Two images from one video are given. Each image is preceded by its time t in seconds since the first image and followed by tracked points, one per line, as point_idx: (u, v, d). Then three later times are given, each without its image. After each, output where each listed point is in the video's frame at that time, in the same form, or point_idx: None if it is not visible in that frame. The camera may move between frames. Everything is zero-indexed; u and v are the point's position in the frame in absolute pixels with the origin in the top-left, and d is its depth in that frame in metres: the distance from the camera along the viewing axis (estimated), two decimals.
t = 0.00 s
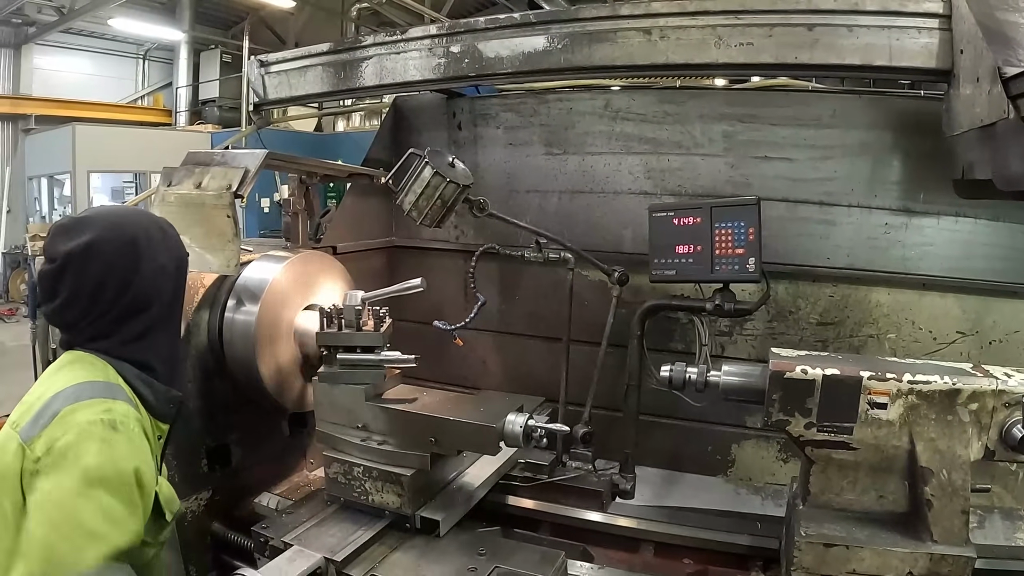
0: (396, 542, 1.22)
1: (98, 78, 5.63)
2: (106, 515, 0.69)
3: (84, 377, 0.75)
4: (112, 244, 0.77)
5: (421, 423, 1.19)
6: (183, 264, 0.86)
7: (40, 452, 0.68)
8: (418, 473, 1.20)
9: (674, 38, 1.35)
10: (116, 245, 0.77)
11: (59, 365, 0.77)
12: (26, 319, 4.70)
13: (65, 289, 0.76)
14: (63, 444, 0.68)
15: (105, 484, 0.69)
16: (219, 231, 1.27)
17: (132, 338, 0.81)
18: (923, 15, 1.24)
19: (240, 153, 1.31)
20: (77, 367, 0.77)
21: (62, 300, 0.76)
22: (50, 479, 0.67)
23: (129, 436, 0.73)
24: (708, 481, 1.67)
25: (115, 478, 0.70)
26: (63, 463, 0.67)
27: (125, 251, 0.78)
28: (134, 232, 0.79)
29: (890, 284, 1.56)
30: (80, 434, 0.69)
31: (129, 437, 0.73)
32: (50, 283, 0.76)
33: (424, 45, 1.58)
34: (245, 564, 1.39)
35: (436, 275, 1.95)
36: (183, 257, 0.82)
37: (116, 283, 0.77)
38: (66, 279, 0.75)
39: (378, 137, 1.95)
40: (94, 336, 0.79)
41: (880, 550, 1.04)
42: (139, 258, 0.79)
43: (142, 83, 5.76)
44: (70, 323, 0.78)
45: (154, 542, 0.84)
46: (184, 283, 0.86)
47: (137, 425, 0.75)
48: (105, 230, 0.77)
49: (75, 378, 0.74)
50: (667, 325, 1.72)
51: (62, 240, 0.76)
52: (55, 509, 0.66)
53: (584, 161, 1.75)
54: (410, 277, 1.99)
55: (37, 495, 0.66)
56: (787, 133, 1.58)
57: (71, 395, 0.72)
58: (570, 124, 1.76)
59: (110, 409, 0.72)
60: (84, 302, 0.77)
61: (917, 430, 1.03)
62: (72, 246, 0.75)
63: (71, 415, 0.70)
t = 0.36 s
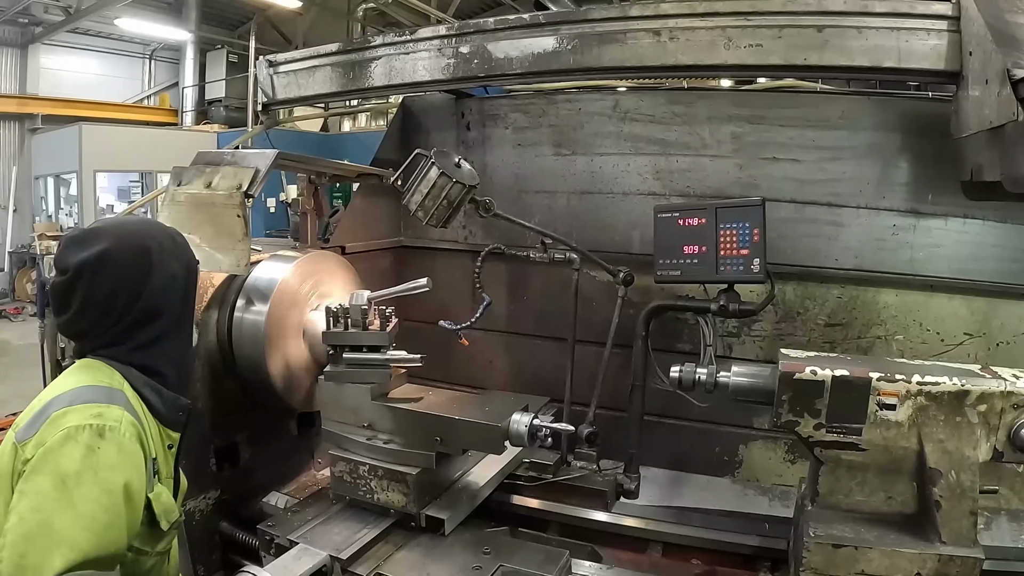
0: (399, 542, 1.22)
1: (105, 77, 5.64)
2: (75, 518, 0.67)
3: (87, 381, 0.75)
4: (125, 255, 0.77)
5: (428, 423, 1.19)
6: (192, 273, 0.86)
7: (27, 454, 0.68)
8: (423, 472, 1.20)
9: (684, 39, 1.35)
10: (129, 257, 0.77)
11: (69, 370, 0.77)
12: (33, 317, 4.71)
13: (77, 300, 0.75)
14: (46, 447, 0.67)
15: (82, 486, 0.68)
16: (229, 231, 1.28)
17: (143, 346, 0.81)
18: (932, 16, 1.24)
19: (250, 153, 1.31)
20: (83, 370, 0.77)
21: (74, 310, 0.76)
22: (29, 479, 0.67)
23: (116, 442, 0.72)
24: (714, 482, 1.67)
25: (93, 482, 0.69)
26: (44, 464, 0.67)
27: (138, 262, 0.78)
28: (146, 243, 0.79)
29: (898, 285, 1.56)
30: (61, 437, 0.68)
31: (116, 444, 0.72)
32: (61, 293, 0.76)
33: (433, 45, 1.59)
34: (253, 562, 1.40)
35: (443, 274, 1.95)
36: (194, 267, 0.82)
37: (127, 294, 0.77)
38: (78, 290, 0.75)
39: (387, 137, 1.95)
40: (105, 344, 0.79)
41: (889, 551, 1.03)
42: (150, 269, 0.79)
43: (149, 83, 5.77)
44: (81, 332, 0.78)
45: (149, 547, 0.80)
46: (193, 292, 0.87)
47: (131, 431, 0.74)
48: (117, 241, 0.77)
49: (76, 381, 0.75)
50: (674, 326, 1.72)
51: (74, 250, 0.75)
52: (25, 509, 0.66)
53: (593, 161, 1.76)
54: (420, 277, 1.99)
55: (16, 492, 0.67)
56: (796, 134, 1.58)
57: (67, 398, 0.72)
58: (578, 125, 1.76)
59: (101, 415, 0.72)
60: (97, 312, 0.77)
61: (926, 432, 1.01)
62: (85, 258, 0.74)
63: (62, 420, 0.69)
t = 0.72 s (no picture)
0: (405, 543, 1.22)
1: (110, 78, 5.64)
2: (104, 533, 0.68)
3: (96, 388, 0.74)
4: (133, 255, 0.75)
5: (434, 423, 1.19)
6: (203, 273, 0.85)
7: (43, 469, 0.67)
8: (430, 473, 1.20)
9: (692, 42, 1.36)
10: (136, 257, 0.76)
11: (77, 375, 0.76)
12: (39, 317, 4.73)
13: (85, 301, 0.75)
14: (66, 464, 0.67)
15: (107, 502, 0.69)
16: (238, 232, 1.28)
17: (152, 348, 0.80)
18: (938, 19, 1.24)
19: (259, 154, 1.31)
20: (90, 376, 0.76)
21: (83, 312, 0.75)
22: (52, 498, 0.66)
23: (135, 454, 0.71)
24: (720, 484, 1.67)
25: (118, 496, 0.69)
26: (65, 482, 0.67)
27: (146, 263, 0.77)
28: (154, 242, 0.78)
29: (905, 288, 1.57)
30: (80, 452, 0.68)
31: (135, 456, 0.71)
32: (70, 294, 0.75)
33: (440, 47, 1.59)
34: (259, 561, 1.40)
35: (449, 276, 1.96)
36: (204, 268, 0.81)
37: (136, 295, 0.76)
38: (86, 290, 0.74)
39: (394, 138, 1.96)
40: (116, 345, 0.78)
41: (896, 552, 1.02)
42: (159, 269, 0.78)
43: (155, 84, 5.78)
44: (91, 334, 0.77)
45: (161, 555, 0.79)
46: (204, 292, 0.85)
47: (146, 440, 0.73)
48: (125, 241, 0.75)
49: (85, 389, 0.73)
50: (680, 327, 1.72)
51: (82, 251, 0.74)
52: (53, 530, 0.66)
53: (600, 163, 1.76)
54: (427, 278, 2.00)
55: (38, 511, 0.66)
56: (804, 136, 1.59)
57: (77, 409, 0.70)
58: (585, 126, 1.77)
59: (117, 425, 0.71)
60: (106, 313, 0.76)
61: (933, 434, 1.01)
62: (92, 258, 0.73)
63: (75, 433, 0.68)
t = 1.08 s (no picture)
0: (407, 542, 1.22)
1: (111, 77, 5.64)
2: (126, 549, 0.66)
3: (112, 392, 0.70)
4: (155, 247, 0.73)
5: (437, 423, 1.19)
6: (222, 269, 0.83)
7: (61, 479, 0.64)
8: (432, 473, 1.21)
9: (695, 42, 1.36)
10: (159, 249, 0.74)
11: (90, 371, 0.73)
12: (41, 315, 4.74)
13: (104, 293, 0.72)
14: (84, 478, 0.64)
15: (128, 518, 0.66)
16: (242, 232, 1.28)
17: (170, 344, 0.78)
18: (941, 19, 1.24)
19: (262, 153, 1.31)
20: (109, 378, 0.72)
21: (103, 305, 0.73)
22: (71, 513, 0.63)
23: (153, 466, 0.68)
24: (722, 484, 1.67)
25: (138, 513, 0.66)
26: (84, 497, 0.64)
27: (168, 256, 0.75)
28: (177, 235, 0.76)
29: (907, 288, 1.57)
30: (100, 466, 0.64)
31: (154, 469, 0.68)
32: (89, 286, 0.73)
33: (444, 47, 1.59)
34: (261, 560, 1.40)
35: (452, 275, 1.96)
36: (224, 264, 0.79)
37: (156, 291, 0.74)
38: (106, 284, 0.72)
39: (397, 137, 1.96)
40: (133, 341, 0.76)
41: (898, 552, 1.02)
42: (181, 262, 0.76)
43: (156, 84, 5.79)
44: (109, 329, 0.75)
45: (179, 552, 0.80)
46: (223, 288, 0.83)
47: (165, 450, 0.70)
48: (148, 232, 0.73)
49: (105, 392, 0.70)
50: (683, 327, 1.72)
51: (103, 242, 0.72)
52: (72, 546, 0.63)
53: (603, 163, 1.76)
54: (429, 277, 2.00)
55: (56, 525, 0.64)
56: (806, 136, 1.59)
57: (97, 416, 0.67)
58: (588, 126, 1.77)
59: (136, 436, 0.67)
60: (125, 307, 0.74)
61: (935, 434, 1.01)
62: (115, 250, 0.71)
63: (93, 443, 0.65)
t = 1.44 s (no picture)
0: (408, 541, 1.22)
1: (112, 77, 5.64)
2: (131, 520, 0.65)
3: (130, 377, 0.72)
4: (171, 237, 0.75)
5: (438, 422, 1.19)
6: (234, 260, 0.84)
7: (77, 455, 0.66)
8: (433, 472, 1.21)
9: (696, 42, 1.36)
10: (175, 239, 0.75)
11: (104, 359, 0.75)
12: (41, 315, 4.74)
13: (120, 281, 0.74)
14: (99, 448, 0.65)
15: (133, 487, 0.66)
16: (244, 231, 1.28)
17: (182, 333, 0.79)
18: (942, 20, 1.24)
19: (265, 153, 1.31)
20: (125, 364, 0.74)
21: (118, 292, 0.74)
22: (81, 477, 0.65)
23: (167, 444, 0.70)
24: (723, 483, 1.68)
25: (144, 483, 0.67)
26: (95, 464, 0.65)
27: (183, 246, 0.76)
28: (192, 225, 0.77)
29: (908, 287, 1.57)
30: (115, 440, 0.66)
31: (167, 447, 0.69)
32: (104, 273, 0.74)
33: (446, 47, 1.60)
34: (263, 559, 1.41)
35: (453, 275, 1.97)
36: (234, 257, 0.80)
37: (171, 279, 0.76)
38: (122, 271, 0.73)
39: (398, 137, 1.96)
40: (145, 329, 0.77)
41: (899, 551, 1.02)
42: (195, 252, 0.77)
43: (156, 83, 5.79)
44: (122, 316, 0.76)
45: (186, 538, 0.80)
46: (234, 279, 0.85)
47: (180, 433, 0.72)
48: (163, 221, 0.75)
49: (121, 377, 0.72)
50: (684, 326, 1.73)
51: (119, 230, 0.74)
52: (75, 506, 0.64)
53: (604, 162, 1.76)
54: (430, 277, 2.00)
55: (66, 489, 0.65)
56: (807, 136, 1.59)
57: (114, 397, 0.69)
58: (590, 126, 1.77)
59: (152, 416, 0.70)
60: (140, 295, 0.75)
61: (936, 433, 1.01)
62: (131, 238, 0.73)
63: (111, 422, 0.67)
